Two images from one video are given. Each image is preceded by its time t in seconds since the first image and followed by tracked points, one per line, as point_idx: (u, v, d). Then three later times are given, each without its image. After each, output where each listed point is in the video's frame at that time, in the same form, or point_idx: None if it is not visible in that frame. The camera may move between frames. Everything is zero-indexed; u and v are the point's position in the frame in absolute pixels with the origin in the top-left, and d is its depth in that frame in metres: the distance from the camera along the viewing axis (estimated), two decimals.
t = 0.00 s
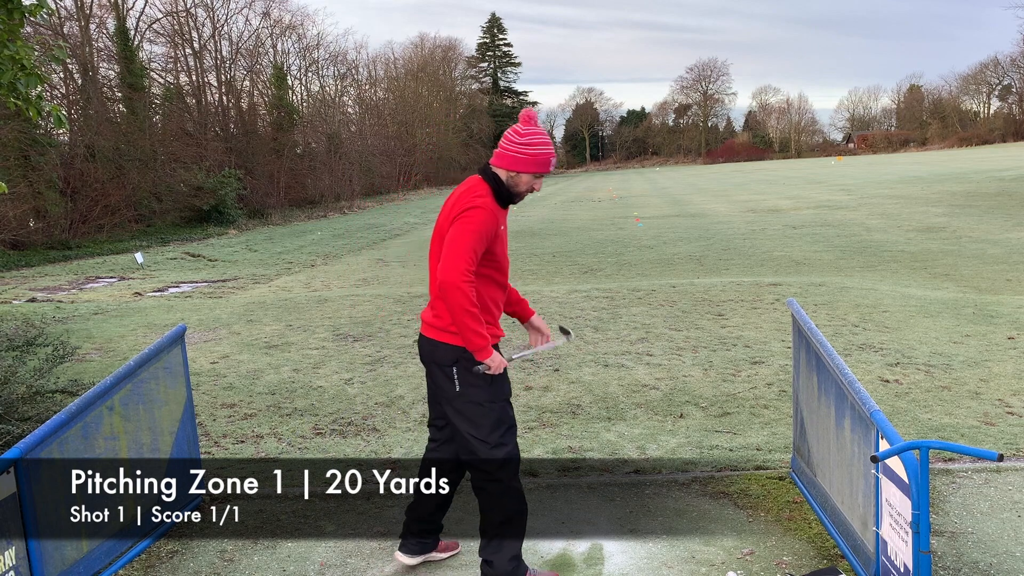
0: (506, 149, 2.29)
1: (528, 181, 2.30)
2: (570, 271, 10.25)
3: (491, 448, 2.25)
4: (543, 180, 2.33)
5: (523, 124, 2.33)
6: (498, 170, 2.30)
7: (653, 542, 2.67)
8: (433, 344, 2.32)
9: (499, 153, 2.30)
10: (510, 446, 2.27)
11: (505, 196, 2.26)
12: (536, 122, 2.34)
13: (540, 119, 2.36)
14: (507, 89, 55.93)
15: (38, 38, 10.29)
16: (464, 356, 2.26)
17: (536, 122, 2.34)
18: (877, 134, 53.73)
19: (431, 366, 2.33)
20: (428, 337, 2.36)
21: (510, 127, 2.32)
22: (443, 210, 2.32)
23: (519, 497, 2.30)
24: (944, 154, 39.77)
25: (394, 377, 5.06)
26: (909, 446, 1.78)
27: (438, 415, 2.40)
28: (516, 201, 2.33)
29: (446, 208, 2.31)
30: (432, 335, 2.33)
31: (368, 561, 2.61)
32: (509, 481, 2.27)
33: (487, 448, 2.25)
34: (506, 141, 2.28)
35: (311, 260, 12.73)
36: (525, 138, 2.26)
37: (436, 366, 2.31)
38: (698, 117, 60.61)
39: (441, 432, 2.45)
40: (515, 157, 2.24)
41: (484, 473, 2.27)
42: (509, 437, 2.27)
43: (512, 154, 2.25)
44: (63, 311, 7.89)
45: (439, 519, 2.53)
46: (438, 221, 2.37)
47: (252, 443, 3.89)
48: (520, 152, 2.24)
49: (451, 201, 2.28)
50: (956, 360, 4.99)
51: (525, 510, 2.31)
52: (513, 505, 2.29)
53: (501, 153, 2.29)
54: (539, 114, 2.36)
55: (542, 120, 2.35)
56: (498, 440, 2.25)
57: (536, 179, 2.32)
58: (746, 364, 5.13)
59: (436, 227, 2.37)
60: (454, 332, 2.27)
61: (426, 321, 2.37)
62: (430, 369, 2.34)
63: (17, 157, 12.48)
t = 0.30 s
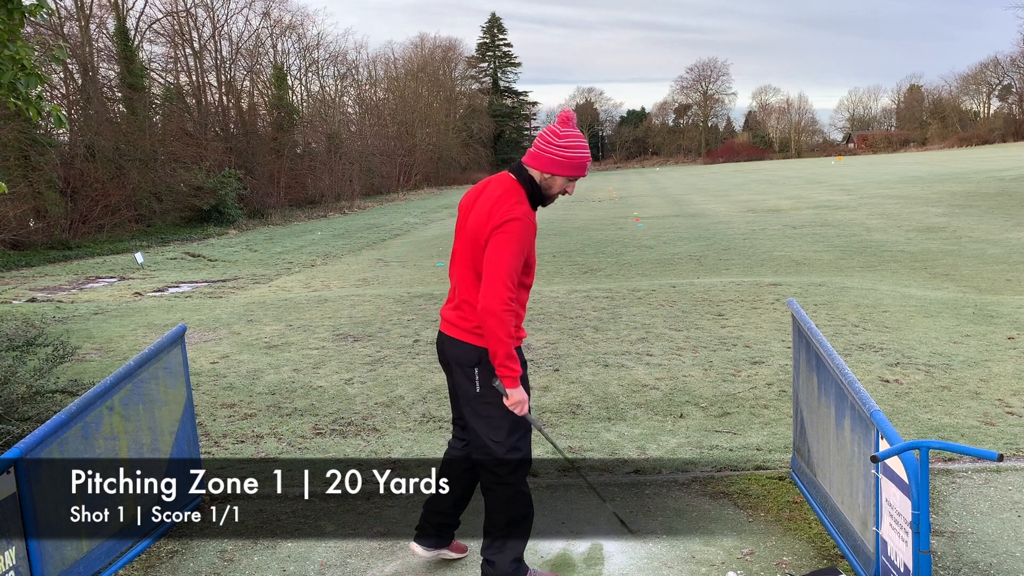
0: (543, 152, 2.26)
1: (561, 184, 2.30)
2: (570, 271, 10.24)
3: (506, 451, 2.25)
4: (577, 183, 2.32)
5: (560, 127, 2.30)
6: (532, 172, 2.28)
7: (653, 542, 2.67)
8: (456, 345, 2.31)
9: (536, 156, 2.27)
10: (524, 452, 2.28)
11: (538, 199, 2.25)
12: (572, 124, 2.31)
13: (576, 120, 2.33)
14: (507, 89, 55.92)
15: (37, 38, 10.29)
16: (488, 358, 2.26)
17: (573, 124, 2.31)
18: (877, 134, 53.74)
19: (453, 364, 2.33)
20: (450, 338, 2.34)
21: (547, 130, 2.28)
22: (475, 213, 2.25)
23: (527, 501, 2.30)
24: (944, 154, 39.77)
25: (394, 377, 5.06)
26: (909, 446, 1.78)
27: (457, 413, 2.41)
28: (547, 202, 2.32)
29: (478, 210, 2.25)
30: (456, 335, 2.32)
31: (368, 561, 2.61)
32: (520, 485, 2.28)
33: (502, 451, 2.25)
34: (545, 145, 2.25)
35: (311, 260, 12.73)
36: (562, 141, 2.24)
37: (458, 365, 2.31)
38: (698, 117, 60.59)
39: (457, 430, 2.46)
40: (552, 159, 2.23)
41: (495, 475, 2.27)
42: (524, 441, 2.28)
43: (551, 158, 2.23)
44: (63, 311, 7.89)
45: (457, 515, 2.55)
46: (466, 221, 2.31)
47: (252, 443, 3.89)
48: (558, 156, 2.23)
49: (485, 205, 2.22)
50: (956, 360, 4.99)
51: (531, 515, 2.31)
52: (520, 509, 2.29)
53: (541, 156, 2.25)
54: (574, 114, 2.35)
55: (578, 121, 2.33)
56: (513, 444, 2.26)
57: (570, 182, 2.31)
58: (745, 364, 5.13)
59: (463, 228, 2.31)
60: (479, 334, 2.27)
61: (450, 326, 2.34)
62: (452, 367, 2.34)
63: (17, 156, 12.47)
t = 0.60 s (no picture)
0: (564, 158, 2.26)
1: (578, 191, 2.31)
2: (570, 271, 10.24)
3: (513, 452, 2.25)
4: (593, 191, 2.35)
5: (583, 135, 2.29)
6: (550, 178, 2.29)
7: (653, 542, 2.67)
8: (466, 345, 2.29)
9: (559, 163, 2.26)
10: (530, 454, 2.28)
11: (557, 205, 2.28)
12: (593, 132, 2.32)
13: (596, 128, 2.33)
14: (507, 89, 55.91)
15: (38, 38, 10.31)
16: (499, 359, 2.26)
17: (594, 132, 2.31)
18: (877, 134, 53.72)
19: (461, 364, 2.31)
20: (462, 339, 2.31)
21: (570, 137, 2.27)
22: (496, 220, 2.22)
23: (529, 502, 2.30)
24: (944, 154, 39.77)
25: (394, 377, 5.06)
26: (909, 446, 1.78)
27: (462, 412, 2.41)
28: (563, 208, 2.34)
29: (499, 217, 2.21)
30: (468, 337, 2.29)
31: (369, 561, 2.61)
32: (523, 485, 2.28)
33: (509, 451, 2.25)
34: (569, 154, 2.25)
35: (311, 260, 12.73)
36: (583, 149, 2.25)
37: (467, 365, 2.29)
38: (698, 117, 60.56)
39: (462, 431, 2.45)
40: (573, 165, 2.24)
41: (499, 474, 2.27)
42: (529, 442, 2.29)
43: (574, 166, 2.24)
44: (63, 311, 7.89)
45: (462, 515, 2.55)
46: (482, 226, 2.27)
47: (252, 442, 3.89)
48: (580, 162, 2.24)
49: (509, 213, 2.20)
50: (956, 360, 4.99)
51: (533, 516, 2.31)
52: (522, 509, 2.29)
53: (564, 163, 2.25)
54: (591, 119, 2.36)
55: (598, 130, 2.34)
56: (519, 444, 2.26)
57: (586, 190, 2.33)
58: (746, 364, 5.13)
59: (480, 233, 2.28)
60: (493, 336, 2.26)
61: (463, 330, 2.31)
62: (460, 366, 2.32)
63: (17, 157, 12.48)
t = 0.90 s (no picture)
0: (564, 162, 2.25)
1: (577, 195, 2.30)
2: (570, 271, 10.25)
3: (512, 451, 2.27)
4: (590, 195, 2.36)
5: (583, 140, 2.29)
6: (551, 181, 2.27)
7: (653, 542, 2.67)
8: (464, 346, 2.28)
9: (560, 167, 2.25)
10: (528, 453, 2.31)
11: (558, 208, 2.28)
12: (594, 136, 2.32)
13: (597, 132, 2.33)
14: (507, 89, 55.94)
15: (38, 38, 10.32)
16: (498, 359, 2.26)
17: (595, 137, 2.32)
18: (877, 134, 53.71)
19: (458, 365, 2.30)
20: (460, 341, 2.30)
21: (573, 141, 2.27)
22: (500, 223, 2.20)
23: (529, 500, 2.31)
24: (944, 154, 39.75)
25: (394, 377, 5.07)
26: (909, 446, 1.78)
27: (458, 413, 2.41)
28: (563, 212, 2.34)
29: (502, 220, 2.20)
30: (466, 339, 2.28)
31: (368, 561, 2.61)
32: (523, 484, 2.29)
33: (508, 451, 2.26)
34: (571, 158, 2.24)
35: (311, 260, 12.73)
36: (584, 153, 2.25)
37: (464, 366, 2.28)
38: (698, 117, 60.57)
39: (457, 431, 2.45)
40: (573, 170, 2.24)
41: (498, 474, 2.28)
42: (526, 441, 2.30)
43: (575, 170, 2.23)
44: (63, 311, 7.89)
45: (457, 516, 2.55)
46: (483, 228, 2.25)
47: (252, 443, 3.89)
48: (580, 167, 2.23)
49: (513, 216, 2.19)
50: (956, 360, 4.99)
51: (533, 514, 2.32)
52: (522, 509, 2.29)
53: (564, 168, 2.25)
54: (593, 125, 2.35)
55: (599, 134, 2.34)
56: (518, 443, 2.28)
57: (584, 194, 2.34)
58: (745, 364, 5.13)
59: (481, 235, 2.26)
60: (493, 338, 2.25)
61: (459, 330, 2.30)
62: (456, 366, 2.31)
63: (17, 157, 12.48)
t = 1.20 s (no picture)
0: (545, 157, 2.26)
1: (558, 191, 2.30)
2: (570, 271, 10.25)
3: (507, 449, 2.27)
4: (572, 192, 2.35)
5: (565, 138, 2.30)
6: (533, 177, 2.28)
7: (652, 542, 2.67)
8: (456, 345, 2.28)
9: (541, 162, 2.26)
10: (523, 451, 2.31)
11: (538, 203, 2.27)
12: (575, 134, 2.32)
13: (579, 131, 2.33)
14: (507, 89, 55.95)
15: (38, 38, 10.34)
16: (488, 357, 2.26)
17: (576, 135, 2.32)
18: (877, 135, 53.70)
19: (450, 364, 2.30)
20: (450, 339, 2.30)
21: (554, 138, 2.28)
22: (479, 215, 2.22)
23: (526, 499, 2.31)
24: (944, 155, 39.73)
25: (394, 377, 5.07)
26: (909, 446, 1.78)
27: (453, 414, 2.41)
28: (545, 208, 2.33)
29: (481, 211, 2.22)
30: (456, 336, 2.28)
31: (369, 561, 2.61)
32: (519, 483, 2.29)
33: (503, 449, 2.27)
34: (551, 153, 2.25)
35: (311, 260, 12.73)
36: (565, 150, 2.25)
37: (456, 365, 2.28)
38: (698, 117, 60.56)
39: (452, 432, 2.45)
40: (554, 165, 2.24)
41: (494, 474, 2.28)
42: (521, 439, 2.31)
43: (554, 165, 2.24)
44: (62, 311, 7.89)
45: (451, 517, 2.55)
46: (466, 221, 2.27)
47: (252, 443, 3.89)
48: (561, 163, 2.23)
49: (491, 207, 2.20)
50: (956, 360, 4.99)
51: (530, 513, 2.32)
52: (520, 508, 2.29)
53: (545, 163, 2.25)
54: (575, 125, 2.36)
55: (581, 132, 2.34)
56: (512, 441, 2.28)
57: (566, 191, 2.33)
58: (745, 364, 5.13)
59: (464, 228, 2.28)
60: (481, 334, 2.25)
61: (450, 329, 2.30)
62: (449, 366, 2.31)
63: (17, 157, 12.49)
